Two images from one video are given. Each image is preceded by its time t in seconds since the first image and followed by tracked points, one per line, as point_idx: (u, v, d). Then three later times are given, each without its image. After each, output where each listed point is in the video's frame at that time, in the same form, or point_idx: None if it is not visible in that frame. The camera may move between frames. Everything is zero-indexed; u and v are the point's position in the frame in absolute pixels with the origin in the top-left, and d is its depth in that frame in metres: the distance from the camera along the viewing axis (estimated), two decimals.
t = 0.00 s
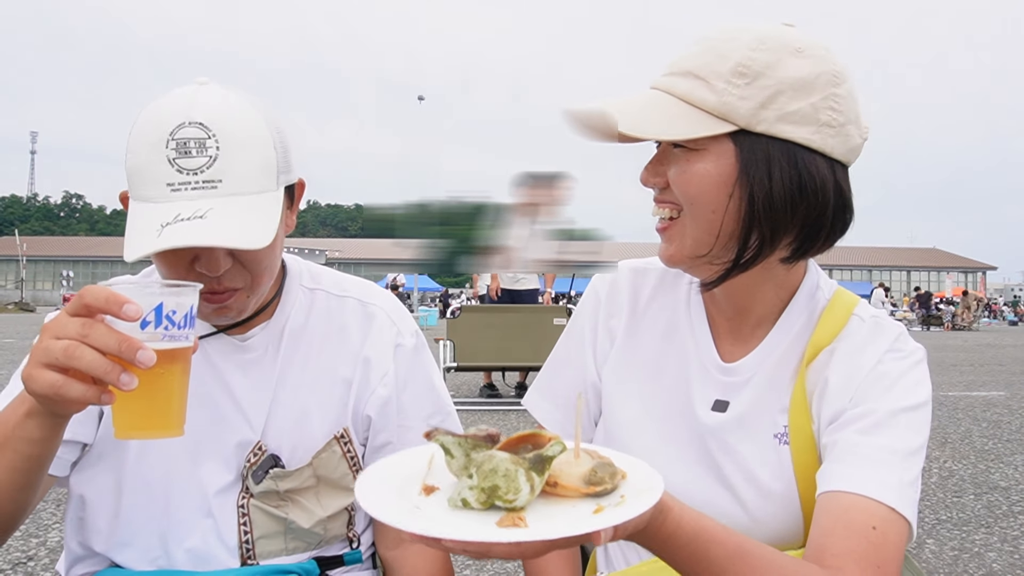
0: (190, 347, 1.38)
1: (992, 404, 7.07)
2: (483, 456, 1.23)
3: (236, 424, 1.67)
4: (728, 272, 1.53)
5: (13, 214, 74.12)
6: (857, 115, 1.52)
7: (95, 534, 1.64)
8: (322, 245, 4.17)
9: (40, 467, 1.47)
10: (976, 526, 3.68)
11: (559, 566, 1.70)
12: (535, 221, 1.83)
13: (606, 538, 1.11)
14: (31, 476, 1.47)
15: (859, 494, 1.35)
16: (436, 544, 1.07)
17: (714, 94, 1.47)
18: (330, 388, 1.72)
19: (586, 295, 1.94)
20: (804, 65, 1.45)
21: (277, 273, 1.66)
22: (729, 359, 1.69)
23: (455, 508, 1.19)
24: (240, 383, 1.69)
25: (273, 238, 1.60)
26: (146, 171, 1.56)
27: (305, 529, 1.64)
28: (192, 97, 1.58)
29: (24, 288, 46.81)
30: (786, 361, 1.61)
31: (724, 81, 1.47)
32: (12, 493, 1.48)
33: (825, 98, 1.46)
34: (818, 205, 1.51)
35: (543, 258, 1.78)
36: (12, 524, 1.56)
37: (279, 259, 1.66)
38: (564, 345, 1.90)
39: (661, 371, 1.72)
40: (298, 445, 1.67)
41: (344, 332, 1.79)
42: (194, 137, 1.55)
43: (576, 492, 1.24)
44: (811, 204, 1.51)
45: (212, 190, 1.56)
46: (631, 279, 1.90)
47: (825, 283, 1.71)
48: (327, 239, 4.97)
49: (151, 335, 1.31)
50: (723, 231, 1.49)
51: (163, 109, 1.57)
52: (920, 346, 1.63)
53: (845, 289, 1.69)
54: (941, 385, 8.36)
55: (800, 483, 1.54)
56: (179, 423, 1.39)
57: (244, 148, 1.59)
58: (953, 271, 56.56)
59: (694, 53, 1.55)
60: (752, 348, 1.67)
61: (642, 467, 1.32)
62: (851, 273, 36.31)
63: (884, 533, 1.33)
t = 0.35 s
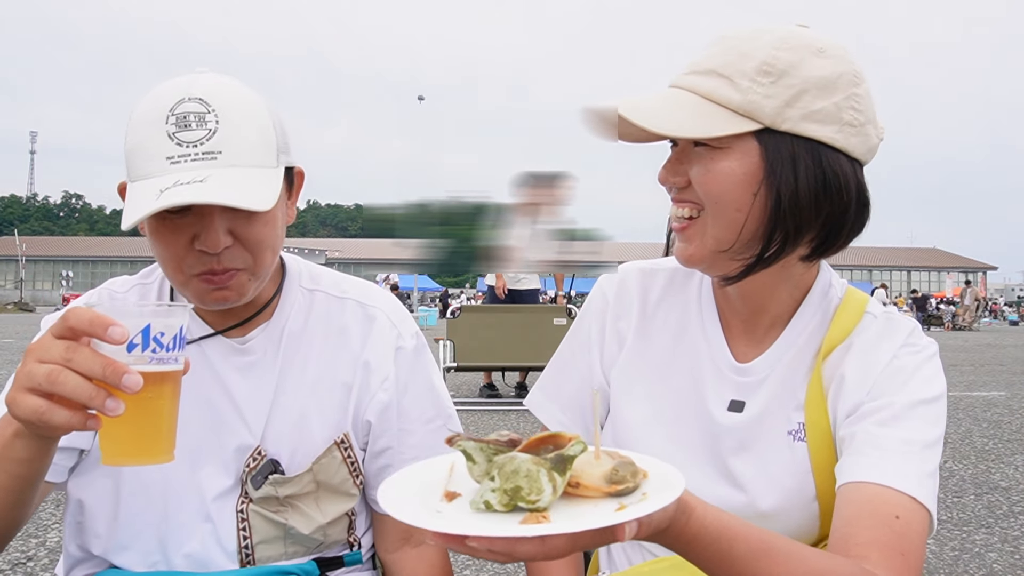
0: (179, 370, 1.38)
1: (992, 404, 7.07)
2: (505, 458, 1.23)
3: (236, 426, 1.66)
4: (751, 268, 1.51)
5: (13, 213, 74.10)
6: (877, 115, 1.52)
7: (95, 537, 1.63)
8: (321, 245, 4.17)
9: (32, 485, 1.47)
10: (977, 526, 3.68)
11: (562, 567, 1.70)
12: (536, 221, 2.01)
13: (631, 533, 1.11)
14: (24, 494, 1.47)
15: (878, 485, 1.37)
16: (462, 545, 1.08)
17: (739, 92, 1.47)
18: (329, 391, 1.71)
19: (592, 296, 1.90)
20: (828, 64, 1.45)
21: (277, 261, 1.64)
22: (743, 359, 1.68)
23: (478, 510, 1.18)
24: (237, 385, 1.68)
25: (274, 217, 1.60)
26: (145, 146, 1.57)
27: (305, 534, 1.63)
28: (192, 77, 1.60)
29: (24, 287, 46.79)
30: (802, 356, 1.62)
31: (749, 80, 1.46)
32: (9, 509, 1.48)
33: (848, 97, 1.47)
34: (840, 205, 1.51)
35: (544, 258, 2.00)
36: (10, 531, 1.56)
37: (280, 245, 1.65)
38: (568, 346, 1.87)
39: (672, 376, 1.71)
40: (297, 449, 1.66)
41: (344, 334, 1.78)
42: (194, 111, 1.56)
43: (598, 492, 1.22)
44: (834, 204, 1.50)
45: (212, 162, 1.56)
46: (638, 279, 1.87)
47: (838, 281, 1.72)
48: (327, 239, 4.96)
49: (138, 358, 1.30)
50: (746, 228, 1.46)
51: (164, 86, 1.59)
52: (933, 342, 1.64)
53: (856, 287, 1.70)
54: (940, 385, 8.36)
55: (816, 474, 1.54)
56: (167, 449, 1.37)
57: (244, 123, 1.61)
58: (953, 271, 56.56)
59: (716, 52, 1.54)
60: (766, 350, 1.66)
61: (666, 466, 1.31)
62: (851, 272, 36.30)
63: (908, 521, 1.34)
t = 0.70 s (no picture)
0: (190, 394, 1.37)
1: (992, 404, 7.08)
2: (525, 471, 1.22)
3: (240, 428, 1.66)
4: (757, 271, 1.51)
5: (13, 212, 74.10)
6: (885, 121, 1.53)
7: (96, 537, 1.64)
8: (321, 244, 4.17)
9: (39, 500, 1.47)
10: (977, 527, 3.68)
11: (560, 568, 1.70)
12: (537, 222, 2.11)
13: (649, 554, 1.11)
14: (29, 509, 1.47)
15: (874, 499, 1.38)
16: (478, 558, 1.10)
17: (749, 94, 1.47)
18: (333, 393, 1.72)
19: (589, 296, 1.89)
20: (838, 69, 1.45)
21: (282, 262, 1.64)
22: (744, 362, 1.67)
23: (494, 523, 1.18)
24: (241, 386, 1.68)
25: (282, 216, 1.60)
26: (155, 142, 1.57)
27: (306, 537, 1.63)
28: (201, 75, 1.61)
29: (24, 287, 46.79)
30: (803, 364, 1.61)
31: (760, 82, 1.47)
32: (14, 522, 1.48)
33: (857, 102, 1.47)
34: (846, 212, 1.51)
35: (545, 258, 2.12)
36: (14, 543, 1.55)
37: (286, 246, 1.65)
38: (566, 346, 1.86)
39: (673, 377, 1.71)
40: (301, 452, 1.67)
41: (348, 336, 1.78)
42: (205, 107, 1.57)
43: (614, 509, 1.23)
44: (840, 211, 1.51)
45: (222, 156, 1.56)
46: (636, 280, 1.87)
47: (839, 287, 1.72)
48: (326, 239, 4.96)
49: (147, 384, 1.29)
50: (751, 232, 1.47)
51: (174, 84, 1.61)
52: (932, 352, 1.65)
53: (857, 293, 1.71)
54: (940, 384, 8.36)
55: (816, 485, 1.54)
56: (178, 475, 1.36)
57: (254, 120, 1.62)
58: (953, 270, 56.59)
59: (726, 53, 1.54)
60: (767, 352, 1.66)
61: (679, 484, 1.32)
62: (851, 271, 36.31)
63: (898, 535, 1.36)
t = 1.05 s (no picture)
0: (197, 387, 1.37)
1: (993, 404, 7.08)
2: (536, 461, 1.23)
3: (241, 429, 1.66)
4: (753, 271, 1.51)
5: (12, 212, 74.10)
6: (877, 122, 1.53)
7: (96, 536, 1.63)
8: (321, 245, 4.18)
9: (43, 496, 1.46)
10: (977, 527, 3.68)
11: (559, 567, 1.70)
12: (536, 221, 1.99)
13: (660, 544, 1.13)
14: (32, 505, 1.46)
15: (872, 498, 1.38)
16: (492, 548, 1.12)
17: (743, 96, 1.47)
18: (335, 394, 1.72)
19: (583, 296, 1.89)
20: (832, 71, 1.46)
21: (283, 262, 1.64)
22: (738, 360, 1.67)
23: (504, 513, 1.18)
24: (243, 386, 1.68)
25: (285, 212, 1.61)
26: (159, 135, 1.57)
27: (308, 538, 1.63)
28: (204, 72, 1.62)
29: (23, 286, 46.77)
30: (795, 364, 1.61)
31: (754, 83, 1.46)
32: (16, 521, 1.47)
33: (851, 104, 1.47)
34: (840, 213, 1.51)
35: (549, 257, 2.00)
36: (14, 543, 1.55)
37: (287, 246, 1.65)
38: (562, 345, 1.87)
39: (667, 377, 1.70)
40: (302, 454, 1.67)
41: (351, 337, 1.78)
42: (209, 99, 1.58)
43: (625, 501, 1.23)
44: (833, 211, 1.51)
45: (226, 146, 1.56)
46: (631, 280, 1.87)
47: (831, 286, 1.71)
48: (326, 239, 4.96)
49: (156, 376, 1.30)
50: (747, 236, 1.47)
51: (178, 82, 1.62)
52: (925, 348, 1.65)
53: (850, 292, 1.70)
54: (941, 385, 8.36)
55: (811, 485, 1.55)
56: (185, 467, 1.36)
57: (258, 113, 1.63)
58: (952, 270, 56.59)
59: (720, 54, 1.54)
60: (760, 352, 1.66)
61: (689, 478, 1.32)
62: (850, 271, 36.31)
63: (899, 533, 1.36)
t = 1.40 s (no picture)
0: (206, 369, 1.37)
1: (992, 404, 7.08)
2: (541, 458, 1.23)
3: (242, 428, 1.66)
4: (770, 272, 1.52)
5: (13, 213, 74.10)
6: (901, 129, 1.53)
7: (97, 535, 1.64)
8: (320, 245, 4.19)
9: (48, 484, 1.46)
10: (976, 526, 3.68)
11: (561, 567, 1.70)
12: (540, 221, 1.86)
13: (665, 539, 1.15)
14: (38, 494, 1.46)
15: (880, 500, 1.38)
16: (498, 544, 1.15)
17: (771, 95, 1.46)
18: (334, 393, 1.71)
19: (593, 291, 1.89)
20: (860, 75, 1.46)
21: (286, 255, 1.64)
22: (749, 360, 1.67)
23: (511, 510, 1.18)
24: (243, 385, 1.68)
25: (286, 204, 1.61)
26: (161, 129, 1.57)
27: (308, 537, 1.63)
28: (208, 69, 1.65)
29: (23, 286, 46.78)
30: (808, 365, 1.61)
31: (782, 84, 1.46)
32: (19, 510, 1.47)
33: (876, 109, 1.47)
34: (860, 217, 1.51)
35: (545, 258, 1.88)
36: (15, 539, 1.55)
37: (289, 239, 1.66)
38: (569, 340, 1.86)
39: (675, 377, 1.70)
40: (303, 453, 1.66)
41: (350, 336, 1.78)
42: (212, 92, 1.60)
43: (631, 498, 1.23)
44: (854, 216, 1.51)
45: (229, 136, 1.56)
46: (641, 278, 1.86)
47: (844, 288, 1.71)
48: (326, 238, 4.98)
49: (167, 356, 1.30)
50: (765, 235, 1.47)
51: (180, 81, 1.65)
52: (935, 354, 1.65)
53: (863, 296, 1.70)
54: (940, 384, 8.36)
55: (819, 487, 1.55)
56: (193, 448, 1.37)
57: (260, 106, 1.64)
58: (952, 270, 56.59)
59: (748, 53, 1.53)
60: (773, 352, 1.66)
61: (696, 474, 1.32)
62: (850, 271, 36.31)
63: (907, 536, 1.36)
